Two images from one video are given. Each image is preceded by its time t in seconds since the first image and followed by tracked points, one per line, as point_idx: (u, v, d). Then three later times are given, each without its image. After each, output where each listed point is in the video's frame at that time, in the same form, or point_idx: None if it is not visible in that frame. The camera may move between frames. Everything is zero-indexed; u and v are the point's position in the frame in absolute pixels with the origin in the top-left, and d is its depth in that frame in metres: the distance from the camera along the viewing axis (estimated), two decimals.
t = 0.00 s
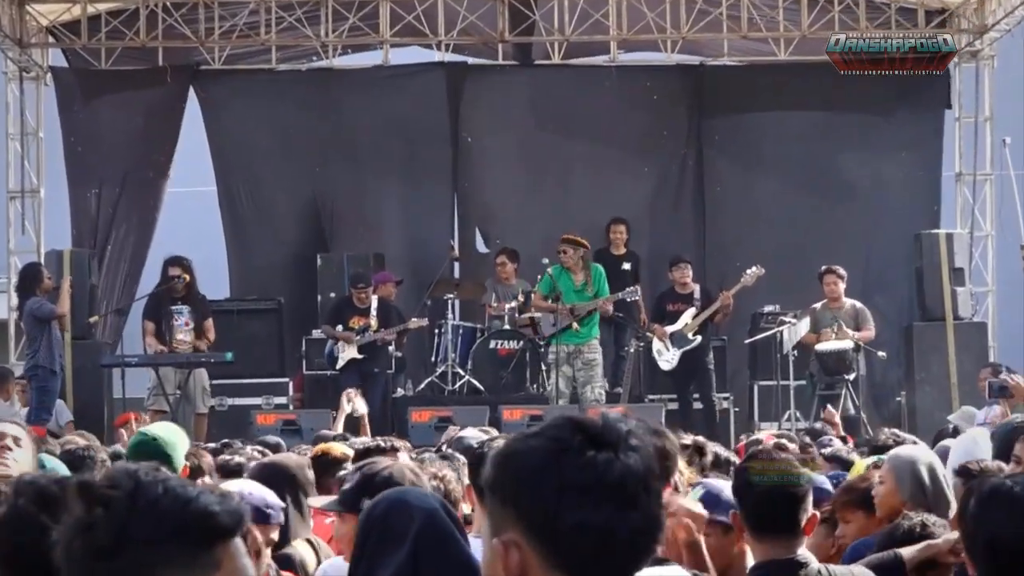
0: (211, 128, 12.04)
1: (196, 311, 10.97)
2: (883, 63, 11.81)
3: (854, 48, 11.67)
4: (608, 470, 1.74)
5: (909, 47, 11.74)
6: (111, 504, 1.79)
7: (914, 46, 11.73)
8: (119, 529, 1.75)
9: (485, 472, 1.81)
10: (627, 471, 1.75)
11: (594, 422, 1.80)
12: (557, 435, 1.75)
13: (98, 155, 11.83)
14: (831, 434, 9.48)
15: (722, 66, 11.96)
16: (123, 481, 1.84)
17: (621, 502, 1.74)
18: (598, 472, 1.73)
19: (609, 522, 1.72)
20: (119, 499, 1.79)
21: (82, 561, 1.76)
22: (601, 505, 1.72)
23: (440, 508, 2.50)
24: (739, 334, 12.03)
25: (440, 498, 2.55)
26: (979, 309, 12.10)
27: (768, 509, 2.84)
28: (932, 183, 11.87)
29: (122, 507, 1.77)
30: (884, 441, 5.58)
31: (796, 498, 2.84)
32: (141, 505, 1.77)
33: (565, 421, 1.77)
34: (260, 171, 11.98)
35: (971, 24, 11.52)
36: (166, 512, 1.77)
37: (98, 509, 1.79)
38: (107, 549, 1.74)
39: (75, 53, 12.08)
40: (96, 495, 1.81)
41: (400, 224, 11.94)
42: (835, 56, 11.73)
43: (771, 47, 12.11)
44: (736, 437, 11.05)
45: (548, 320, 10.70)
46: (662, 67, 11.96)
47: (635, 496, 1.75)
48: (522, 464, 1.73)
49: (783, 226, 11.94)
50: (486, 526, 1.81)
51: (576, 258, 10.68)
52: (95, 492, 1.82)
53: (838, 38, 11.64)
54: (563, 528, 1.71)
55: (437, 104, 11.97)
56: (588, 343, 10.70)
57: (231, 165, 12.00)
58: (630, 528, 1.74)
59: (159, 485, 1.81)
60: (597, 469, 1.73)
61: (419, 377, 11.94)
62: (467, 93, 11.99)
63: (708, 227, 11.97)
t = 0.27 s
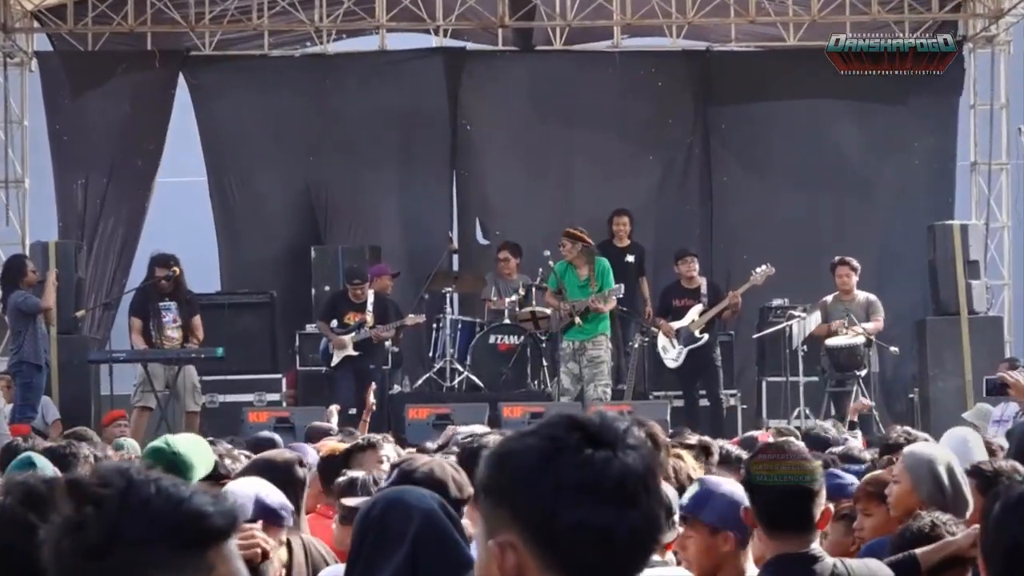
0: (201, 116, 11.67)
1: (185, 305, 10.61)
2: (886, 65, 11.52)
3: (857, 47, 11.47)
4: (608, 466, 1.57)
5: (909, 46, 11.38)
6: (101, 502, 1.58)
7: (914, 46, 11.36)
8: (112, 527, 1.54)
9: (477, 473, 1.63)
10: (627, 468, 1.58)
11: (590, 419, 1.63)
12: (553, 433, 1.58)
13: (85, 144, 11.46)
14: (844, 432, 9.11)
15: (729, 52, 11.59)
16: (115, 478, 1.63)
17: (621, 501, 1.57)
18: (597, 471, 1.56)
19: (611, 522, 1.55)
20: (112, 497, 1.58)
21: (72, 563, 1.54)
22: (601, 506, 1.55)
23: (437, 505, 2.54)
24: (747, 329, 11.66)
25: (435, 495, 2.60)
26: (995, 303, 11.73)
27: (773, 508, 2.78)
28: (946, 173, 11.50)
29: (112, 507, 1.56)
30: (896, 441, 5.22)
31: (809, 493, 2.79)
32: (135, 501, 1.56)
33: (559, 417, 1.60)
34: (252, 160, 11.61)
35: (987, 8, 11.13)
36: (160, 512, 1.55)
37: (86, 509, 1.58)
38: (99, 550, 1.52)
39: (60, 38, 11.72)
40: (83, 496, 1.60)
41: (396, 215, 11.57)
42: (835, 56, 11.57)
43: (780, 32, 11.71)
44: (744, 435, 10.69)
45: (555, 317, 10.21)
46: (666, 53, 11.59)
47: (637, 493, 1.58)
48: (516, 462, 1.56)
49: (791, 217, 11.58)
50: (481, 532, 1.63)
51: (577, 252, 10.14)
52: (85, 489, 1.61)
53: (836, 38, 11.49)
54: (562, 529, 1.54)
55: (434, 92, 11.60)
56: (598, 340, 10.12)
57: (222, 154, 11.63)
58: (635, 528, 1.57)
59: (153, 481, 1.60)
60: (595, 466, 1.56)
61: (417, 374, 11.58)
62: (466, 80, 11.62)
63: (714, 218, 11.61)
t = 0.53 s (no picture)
0: (191, 106, 11.30)
1: (175, 301, 10.27)
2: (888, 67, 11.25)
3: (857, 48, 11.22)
4: (606, 468, 1.62)
5: (909, 46, 11.19)
6: (88, 502, 1.58)
7: (914, 45, 11.17)
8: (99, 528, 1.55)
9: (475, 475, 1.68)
10: (625, 470, 1.64)
11: (590, 422, 1.68)
12: (552, 433, 1.63)
13: (71, 135, 11.11)
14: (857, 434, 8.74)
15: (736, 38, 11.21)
16: (103, 478, 1.62)
17: (619, 502, 1.62)
18: (596, 474, 1.61)
19: (604, 524, 1.60)
20: (99, 498, 1.57)
21: (57, 565, 1.55)
22: (598, 505, 1.61)
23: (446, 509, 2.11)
24: (755, 325, 11.29)
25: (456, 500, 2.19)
26: (1010, 299, 11.35)
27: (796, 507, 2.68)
28: (959, 164, 11.12)
29: (101, 505, 1.56)
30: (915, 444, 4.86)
31: (840, 497, 2.67)
32: (123, 502, 1.57)
33: (559, 419, 1.66)
34: (243, 152, 11.25)
35: None
36: (149, 515, 1.56)
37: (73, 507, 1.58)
38: (88, 554, 1.53)
39: (45, 25, 11.35)
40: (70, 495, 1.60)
41: (392, 207, 11.22)
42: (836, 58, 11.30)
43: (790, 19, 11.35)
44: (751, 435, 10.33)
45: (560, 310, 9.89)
46: (672, 39, 11.22)
47: (633, 497, 1.63)
48: (513, 464, 1.61)
49: (800, 210, 11.22)
50: (476, 533, 1.68)
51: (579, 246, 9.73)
52: (70, 489, 1.61)
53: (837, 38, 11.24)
54: (559, 529, 1.58)
55: (432, 81, 11.24)
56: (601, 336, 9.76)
57: (212, 144, 11.26)
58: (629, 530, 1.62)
59: (142, 481, 1.60)
60: (595, 468, 1.61)
61: (413, 372, 11.22)
62: (464, 67, 11.24)
63: (720, 211, 11.25)
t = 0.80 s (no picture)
0: (182, 95, 10.98)
1: (164, 296, 9.93)
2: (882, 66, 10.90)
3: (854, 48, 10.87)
4: (604, 468, 1.49)
5: (909, 46, 10.85)
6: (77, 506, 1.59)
7: (913, 45, 10.83)
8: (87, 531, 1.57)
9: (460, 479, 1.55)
10: (622, 469, 1.51)
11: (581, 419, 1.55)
12: (544, 433, 1.50)
13: (59, 126, 10.80)
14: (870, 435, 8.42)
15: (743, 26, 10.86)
16: (91, 481, 1.63)
17: (616, 502, 1.49)
18: (595, 474, 1.48)
19: (609, 527, 1.47)
20: (89, 501, 1.59)
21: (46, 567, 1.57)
22: (598, 506, 1.47)
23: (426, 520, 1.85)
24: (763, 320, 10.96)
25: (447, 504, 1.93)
26: None
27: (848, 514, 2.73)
28: (974, 155, 10.78)
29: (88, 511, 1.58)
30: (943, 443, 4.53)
31: (883, 503, 2.73)
32: (110, 505, 1.58)
33: (552, 417, 1.52)
34: (236, 142, 10.93)
35: None
36: (138, 516, 1.57)
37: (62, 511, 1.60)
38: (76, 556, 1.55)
39: (30, 11, 11.01)
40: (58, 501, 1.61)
41: (389, 199, 10.89)
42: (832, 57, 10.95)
43: (798, 6, 10.98)
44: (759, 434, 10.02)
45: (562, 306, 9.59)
46: (677, 26, 10.87)
47: (634, 498, 1.50)
48: (507, 466, 1.48)
49: (809, 202, 10.90)
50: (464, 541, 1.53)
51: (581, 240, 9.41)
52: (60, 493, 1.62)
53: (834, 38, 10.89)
54: (559, 535, 1.45)
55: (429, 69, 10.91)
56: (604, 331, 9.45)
57: (204, 134, 10.94)
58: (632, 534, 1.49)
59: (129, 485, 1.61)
60: (593, 467, 1.48)
61: (411, 369, 10.90)
62: (463, 56, 10.91)
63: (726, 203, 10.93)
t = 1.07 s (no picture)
0: (179, 89, 10.87)
1: (160, 292, 9.81)
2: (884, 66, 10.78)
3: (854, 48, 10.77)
4: (603, 464, 1.51)
5: (908, 46, 10.74)
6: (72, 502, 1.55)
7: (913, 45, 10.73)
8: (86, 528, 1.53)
9: (456, 475, 1.56)
10: (620, 465, 1.52)
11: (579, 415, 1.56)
12: (542, 430, 1.51)
13: (56, 121, 10.70)
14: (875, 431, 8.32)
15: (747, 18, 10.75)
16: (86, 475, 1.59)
17: (615, 500, 1.51)
18: (592, 469, 1.50)
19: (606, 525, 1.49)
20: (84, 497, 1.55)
21: (40, 565, 1.53)
22: (598, 504, 1.49)
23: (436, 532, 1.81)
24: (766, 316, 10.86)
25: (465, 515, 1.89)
26: None
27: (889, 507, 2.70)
28: (979, 149, 10.67)
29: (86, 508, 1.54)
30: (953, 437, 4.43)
31: (930, 493, 2.72)
32: (110, 501, 1.55)
33: (550, 413, 1.54)
34: (235, 135, 10.82)
35: None
36: (136, 512, 1.54)
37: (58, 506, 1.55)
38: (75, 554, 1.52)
39: (26, 4, 10.89)
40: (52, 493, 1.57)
41: (390, 196, 10.80)
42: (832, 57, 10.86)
43: None
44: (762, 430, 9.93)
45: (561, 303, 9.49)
46: (679, 19, 10.76)
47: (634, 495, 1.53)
48: (506, 461, 1.49)
49: (812, 197, 10.81)
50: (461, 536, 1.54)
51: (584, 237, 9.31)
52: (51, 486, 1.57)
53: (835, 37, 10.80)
54: (556, 533, 1.46)
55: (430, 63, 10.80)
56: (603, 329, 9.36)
57: (202, 129, 10.84)
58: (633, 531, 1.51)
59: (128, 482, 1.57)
60: (590, 464, 1.50)
61: (412, 364, 10.80)
62: (465, 49, 10.81)
63: (729, 199, 10.84)
